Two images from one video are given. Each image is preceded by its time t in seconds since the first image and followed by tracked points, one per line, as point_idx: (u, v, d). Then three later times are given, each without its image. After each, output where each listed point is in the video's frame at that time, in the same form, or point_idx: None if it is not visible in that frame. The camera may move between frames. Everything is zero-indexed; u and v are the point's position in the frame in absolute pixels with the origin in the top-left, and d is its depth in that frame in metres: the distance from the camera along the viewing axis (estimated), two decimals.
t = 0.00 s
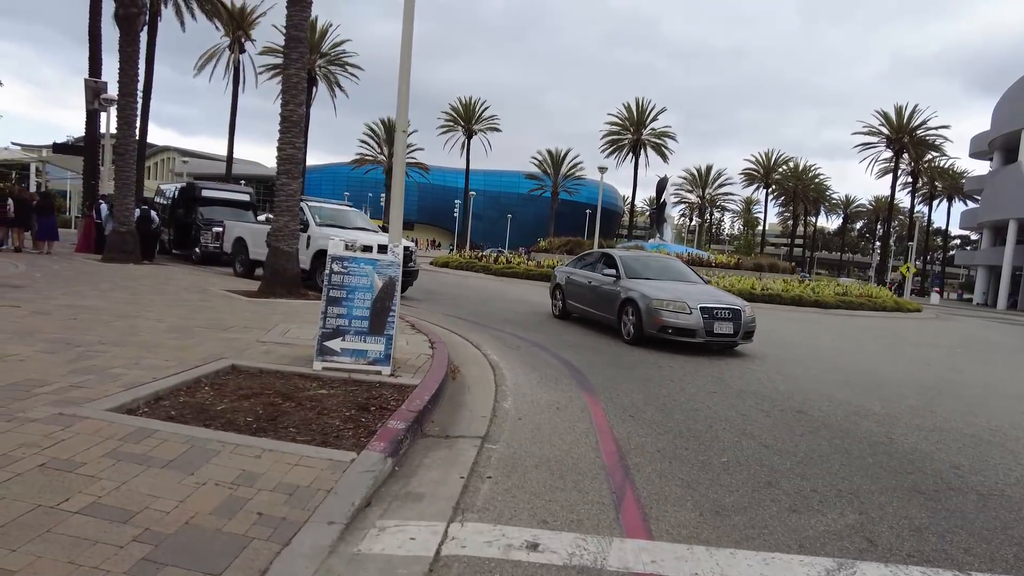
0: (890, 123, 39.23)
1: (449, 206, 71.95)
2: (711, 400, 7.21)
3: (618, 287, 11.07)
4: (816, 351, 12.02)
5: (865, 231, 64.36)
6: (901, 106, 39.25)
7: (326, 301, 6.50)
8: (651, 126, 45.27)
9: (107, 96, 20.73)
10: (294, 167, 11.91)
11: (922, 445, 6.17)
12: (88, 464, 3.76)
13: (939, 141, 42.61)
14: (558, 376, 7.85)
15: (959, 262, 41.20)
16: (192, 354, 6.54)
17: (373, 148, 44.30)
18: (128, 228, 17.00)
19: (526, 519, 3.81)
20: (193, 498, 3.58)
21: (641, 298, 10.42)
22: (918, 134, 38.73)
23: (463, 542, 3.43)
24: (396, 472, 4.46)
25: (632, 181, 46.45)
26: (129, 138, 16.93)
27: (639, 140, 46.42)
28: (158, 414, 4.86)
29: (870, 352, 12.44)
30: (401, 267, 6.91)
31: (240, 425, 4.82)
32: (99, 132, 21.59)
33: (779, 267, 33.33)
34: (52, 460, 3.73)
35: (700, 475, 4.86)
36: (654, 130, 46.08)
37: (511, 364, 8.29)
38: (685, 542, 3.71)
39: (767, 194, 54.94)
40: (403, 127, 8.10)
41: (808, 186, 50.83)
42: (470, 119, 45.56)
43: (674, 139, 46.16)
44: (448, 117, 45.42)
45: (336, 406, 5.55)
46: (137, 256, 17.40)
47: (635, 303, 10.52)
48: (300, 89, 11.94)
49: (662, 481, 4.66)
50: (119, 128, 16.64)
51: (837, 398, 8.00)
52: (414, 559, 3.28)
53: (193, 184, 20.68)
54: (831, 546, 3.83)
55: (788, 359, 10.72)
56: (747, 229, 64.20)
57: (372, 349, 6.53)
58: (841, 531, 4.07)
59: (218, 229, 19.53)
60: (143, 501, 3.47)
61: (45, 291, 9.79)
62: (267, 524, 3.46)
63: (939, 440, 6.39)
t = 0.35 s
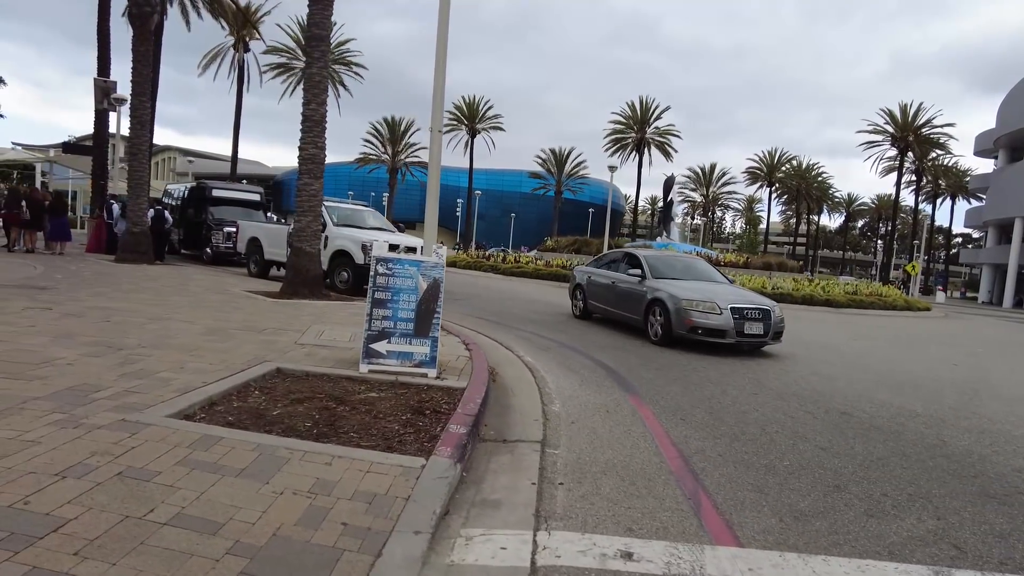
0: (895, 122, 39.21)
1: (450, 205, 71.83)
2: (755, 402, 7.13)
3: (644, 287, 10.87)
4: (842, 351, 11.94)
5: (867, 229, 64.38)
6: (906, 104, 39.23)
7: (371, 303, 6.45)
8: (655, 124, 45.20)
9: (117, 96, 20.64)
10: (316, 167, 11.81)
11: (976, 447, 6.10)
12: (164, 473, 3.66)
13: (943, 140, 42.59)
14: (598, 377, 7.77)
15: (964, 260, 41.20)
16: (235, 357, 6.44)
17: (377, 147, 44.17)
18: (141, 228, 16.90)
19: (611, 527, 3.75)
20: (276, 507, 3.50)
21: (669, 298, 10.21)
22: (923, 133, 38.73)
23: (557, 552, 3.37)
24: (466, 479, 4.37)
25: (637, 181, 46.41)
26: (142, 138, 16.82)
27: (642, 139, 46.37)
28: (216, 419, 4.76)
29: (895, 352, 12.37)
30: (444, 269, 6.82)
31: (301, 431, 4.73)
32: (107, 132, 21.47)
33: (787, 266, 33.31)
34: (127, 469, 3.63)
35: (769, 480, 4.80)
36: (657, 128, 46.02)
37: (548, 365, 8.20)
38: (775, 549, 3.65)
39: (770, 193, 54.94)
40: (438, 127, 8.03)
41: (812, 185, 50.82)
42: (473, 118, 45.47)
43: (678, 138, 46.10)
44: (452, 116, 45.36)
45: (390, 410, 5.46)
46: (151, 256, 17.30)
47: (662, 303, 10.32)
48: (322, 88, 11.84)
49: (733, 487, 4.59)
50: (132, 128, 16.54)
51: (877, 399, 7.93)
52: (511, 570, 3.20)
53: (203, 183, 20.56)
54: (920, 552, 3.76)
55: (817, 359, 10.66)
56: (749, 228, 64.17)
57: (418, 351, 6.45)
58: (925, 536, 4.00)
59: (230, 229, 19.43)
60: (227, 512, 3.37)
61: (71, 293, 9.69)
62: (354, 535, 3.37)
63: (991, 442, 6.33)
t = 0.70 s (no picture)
0: (901, 124, 39.25)
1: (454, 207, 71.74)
2: (796, 408, 7.12)
3: (668, 289, 10.20)
4: (866, 355, 11.91)
5: (870, 231, 64.45)
6: (911, 107, 39.27)
7: (417, 308, 6.43)
8: (660, 126, 45.23)
9: (129, 97, 20.89)
10: (341, 170, 11.80)
11: None
12: (243, 480, 3.62)
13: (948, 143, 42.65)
14: (635, 382, 7.74)
15: (969, 262, 41.26)
16: (279, 361, 6.43)
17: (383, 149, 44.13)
18: (157, 230, 16.86)
19: (691, 535, 3.75)
20: (360, 515, 3.48)
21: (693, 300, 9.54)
22: (928, 135, 38.78)
23: (647, 560, 3.37)
24: (534, 486, 4.36)
25: (642, 183, 46.44)
26: (158, 140, 16.80)
27: (648, 141, 46.39)
28: (278, 425, 4.74)
29: (918, 355, 12.32)
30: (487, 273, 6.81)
31: (363, 437, 4.72)
32: (119, 134, 21.50)
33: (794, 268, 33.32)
34: (206, 476, 3.60)
35: (832, 486, 4.78)
36: (663, 130, 46.03)
37: (583, 369, 8.18)
38: (857, 556, 3.65)
39: (774, 195, 54.98)
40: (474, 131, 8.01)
41: (816, 187, 50.89)
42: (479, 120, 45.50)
43: (683, 140, 46.14)
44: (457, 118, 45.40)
45: (445, 415, 5.46)
46: (166, 258, 17.28)
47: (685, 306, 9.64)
48: (346, 91, 11.83)
49: (798, 493, 4.58)
50: (149, 130, 16.53)
51: (913, 404, 7.92)
52: None
53: (215, 185, 20.52)
54: (1000, 558, 3.75)
55: (843, 363, 10.66)
56: (752, 230, 64.21)
57: (463, 355, 6.45)
58: (1001, 543, 3.99)
59: (244, 231, 19.44)
60: (313, 520, 3.35)
61: (100, 296, 9.68)
62: (442, 543, 3.36)
63: None
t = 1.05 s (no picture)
0: (905, 129, 39.35)
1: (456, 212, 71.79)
2: (834, 414, 7.13)
3: (692, 295, 9.95)
4: (887, 360, 11.92)
5: (872, 235, 64.57)
6: (915, 111, 39.38)
7: (460, 315, 6.46)
8: (664, 131, 45.36)
9: (142, 104, 20.89)
10: (364, 177, 11.87)
11: None
12: (323, 490, 3.63)
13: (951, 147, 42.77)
14: (671, 388, 7.76)
15: (973, 266, 41.33)
16: (324, 369, 6.46)
17: (388, 154, 44.18)
18: (172, 236, 16.88)
19: (767, 542, 3.77)
20: (443, 525, 3.48)
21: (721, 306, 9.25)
22: (932, 139, 38.90)
23: (732, 568, 3.40)
24: (600, 494, 4.38)
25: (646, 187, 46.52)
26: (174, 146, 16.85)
27: (651, 146, 46.51)
28: (340, 433, 4.76)
29: (938, 360, 12.34)
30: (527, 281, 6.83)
31: (423, 445, 4.74)
32: (131, 140, 21.47)
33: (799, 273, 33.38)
34: (287, 486, 3.60)
35: (890, 492, 4.80)
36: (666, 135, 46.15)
37: (616, 376, 8.20)
38: (934, 561, 3.66)
39: (777, 199, 55.09)
40: (507, 139, 8.06)
41: (819, 192, 51.02)
42: (483, 124, 45.63)
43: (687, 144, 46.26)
44: (461, 123, 45.51)
45: (498, 422, 5.48)
46: (181, 264, 17.31)
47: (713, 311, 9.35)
48: (370, 98, 11.89)
49: (859, 499, 4.59)
50: (166, 137, 16.59)
51: (945, 409, 7.95)
52: None
53: (228, 191, 20.53)
54: None
55: (867, 368, 10.69)
56: (755, 234, 64.28)
57: (506, 362, 6.45)
58: None
59: (257, 237, 19.44)
60: (400, 530, 3.35)
61: (129, 302, 9.70)
62: (528, 552, 3.37)
63: None
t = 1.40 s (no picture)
0: (904, 129, 39.42)
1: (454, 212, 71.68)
2: (870, 417, 7.08)
3: (715, 297, 9.84)
4: (906, 361, 11.91)
5: (869, 235, 64.77)
6: (914, 112, 39.45)
7: (498, 319, 6.37)
8: (664, 131, 45.36)
9: (147, 104, 20.73)
10: (381, 179, 11.82)
11: None
12: (394, 501, 3.56)
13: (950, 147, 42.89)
14: (703, 392, 7.71)
15: (972, 266, 41.47)
16: (360, 373, 6.39)
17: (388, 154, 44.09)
18: (181, 237, 16.77)
19: (841, 550, 3.72)
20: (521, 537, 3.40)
21: (746, 308, 9.14)
22: (932, 140, 39.00)
23: None
24: (662, 502, 4.34)
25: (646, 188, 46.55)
26: (182, 147, 16.74)
27: (651, 146, 46.51)
28: (392, 440, 4.69)
29: (955, 361, 12.32)
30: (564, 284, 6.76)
31: (477, 452, 4.67)
32: (135, 140, 21.33)
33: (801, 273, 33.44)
34: (358, 497, 3.52)
35: (949, 497, 4.73)
36: (666, 135, 46.16)
37: (646, 379, 8.15)
38: (1012, 569, 3.61)
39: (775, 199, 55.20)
40: (537, 141, 7.99)
41: (817, 192, 51.17)
42: (484, 125, 45.57)
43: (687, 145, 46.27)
44: (461, 123, 45.45)
45: (545, 427, 5.42)
46: (190, 266, 17.22)
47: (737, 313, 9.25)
48: (387, 100, 11.82)
49: (920, 504, 4.54)
50: (174, 138, 16.49)
51: (977, 411, 7.91)
52: None
53: (235, 191, 20.38)
54: None
55: (888, 369, 10.66)
56: (753, 234, 64.39)
57: (545, 367, 6.36)
58: None
59: (264, 238, 19.33)
60: (479, 542, 3.28)
61: (149, 305, 9.61)
62: (610, 563, 3.30)
63: None
